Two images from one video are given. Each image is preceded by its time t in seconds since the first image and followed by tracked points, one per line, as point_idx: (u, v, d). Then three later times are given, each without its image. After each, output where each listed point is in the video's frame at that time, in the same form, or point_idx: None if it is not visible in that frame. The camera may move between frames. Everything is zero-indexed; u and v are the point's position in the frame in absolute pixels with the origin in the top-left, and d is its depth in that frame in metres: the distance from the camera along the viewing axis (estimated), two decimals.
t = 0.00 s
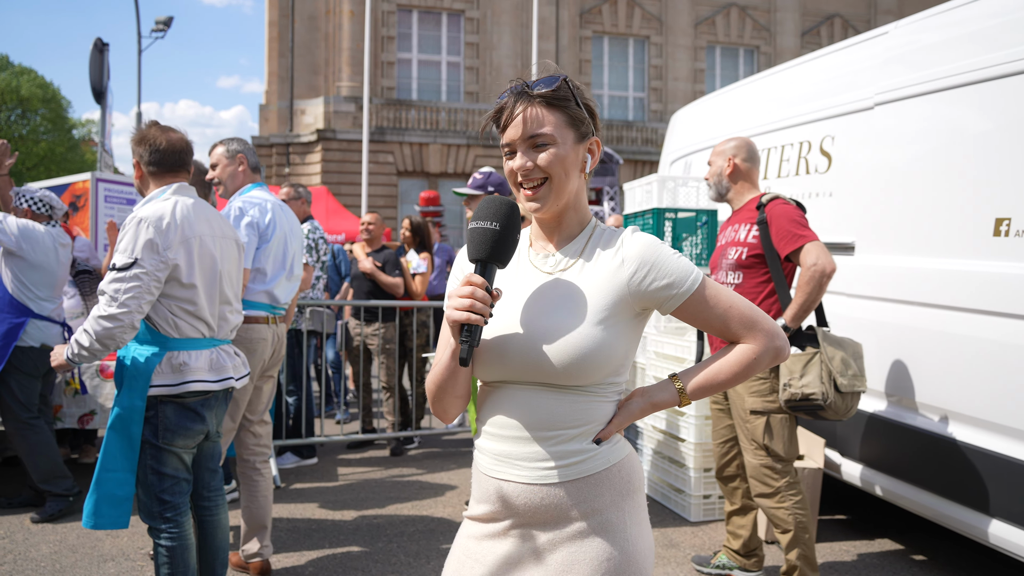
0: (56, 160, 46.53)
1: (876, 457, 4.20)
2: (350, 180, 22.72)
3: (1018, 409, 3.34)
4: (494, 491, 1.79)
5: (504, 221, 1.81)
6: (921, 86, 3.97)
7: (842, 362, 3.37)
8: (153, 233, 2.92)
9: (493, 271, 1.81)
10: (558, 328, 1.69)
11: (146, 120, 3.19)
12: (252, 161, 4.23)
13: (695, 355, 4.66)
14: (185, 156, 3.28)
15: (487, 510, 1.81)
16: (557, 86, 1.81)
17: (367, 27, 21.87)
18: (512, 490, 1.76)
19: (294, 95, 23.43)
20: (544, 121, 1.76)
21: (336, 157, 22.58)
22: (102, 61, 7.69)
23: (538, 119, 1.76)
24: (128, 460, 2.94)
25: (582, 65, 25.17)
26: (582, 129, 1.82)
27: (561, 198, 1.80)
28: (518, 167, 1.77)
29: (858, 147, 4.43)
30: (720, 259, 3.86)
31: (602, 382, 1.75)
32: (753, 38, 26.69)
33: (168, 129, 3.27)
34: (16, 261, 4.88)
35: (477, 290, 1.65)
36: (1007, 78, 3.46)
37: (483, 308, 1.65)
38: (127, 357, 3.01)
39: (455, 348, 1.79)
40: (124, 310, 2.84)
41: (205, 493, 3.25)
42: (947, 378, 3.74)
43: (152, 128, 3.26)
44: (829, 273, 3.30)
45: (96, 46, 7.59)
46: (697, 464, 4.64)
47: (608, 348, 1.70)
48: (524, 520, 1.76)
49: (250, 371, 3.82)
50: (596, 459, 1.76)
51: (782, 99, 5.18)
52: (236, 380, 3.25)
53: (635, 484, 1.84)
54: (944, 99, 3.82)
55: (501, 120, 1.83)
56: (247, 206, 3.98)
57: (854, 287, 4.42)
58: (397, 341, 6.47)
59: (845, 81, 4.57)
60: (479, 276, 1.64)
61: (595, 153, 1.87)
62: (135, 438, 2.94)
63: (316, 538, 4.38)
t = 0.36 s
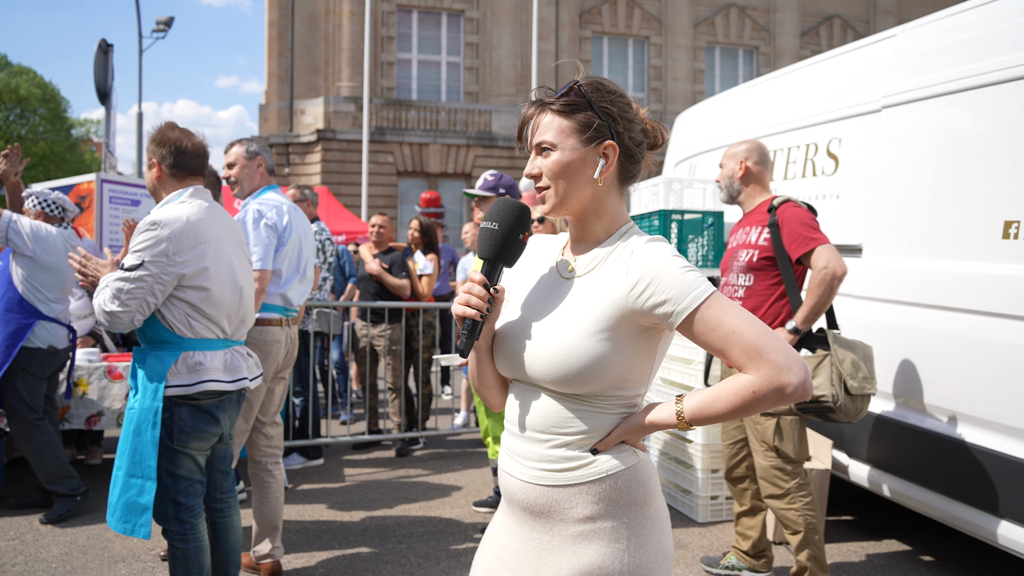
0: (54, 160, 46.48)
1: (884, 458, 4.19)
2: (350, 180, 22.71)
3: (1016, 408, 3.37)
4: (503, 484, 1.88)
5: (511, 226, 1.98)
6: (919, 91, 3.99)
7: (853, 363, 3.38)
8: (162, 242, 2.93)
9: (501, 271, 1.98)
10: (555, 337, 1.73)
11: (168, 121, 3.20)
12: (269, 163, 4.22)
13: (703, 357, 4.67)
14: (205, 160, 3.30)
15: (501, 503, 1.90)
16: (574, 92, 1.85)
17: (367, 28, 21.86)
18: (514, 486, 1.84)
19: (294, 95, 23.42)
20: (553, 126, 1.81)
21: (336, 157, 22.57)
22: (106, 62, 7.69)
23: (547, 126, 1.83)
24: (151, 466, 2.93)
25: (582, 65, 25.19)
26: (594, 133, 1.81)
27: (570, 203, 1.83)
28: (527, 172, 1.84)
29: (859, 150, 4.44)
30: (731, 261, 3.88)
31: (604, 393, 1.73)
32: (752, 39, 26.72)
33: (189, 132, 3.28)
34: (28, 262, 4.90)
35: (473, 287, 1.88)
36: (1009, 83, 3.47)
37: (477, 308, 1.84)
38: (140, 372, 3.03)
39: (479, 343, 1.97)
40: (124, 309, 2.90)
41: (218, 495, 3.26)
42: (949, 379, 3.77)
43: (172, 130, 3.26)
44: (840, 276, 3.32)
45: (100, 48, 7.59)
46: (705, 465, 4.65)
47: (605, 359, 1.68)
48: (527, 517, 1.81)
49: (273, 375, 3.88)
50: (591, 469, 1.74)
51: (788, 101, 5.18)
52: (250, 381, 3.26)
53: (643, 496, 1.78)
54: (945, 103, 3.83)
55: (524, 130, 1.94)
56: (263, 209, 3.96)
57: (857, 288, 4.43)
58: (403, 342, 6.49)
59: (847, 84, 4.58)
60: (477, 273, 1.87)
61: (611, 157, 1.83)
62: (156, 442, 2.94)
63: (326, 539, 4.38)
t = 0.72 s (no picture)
0: (52, 160, 46.45)
1: (886, 458, 4.15)
2: (349, 181, 22.72)
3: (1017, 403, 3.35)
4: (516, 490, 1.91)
5: (521, 229, 2.02)
6: (915, 95, 4.02)
7: (860, 365, 3.40)
8: (173, 245, 2.95)
9: (510, 273, 2.02)
10: (564, 340, 1.75)
11: (178, 123, 3.18)
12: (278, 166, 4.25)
13: (706, 358, 4.70)
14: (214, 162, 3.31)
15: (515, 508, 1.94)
16: (588, 98, 1.86)
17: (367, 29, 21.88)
18: (527, 490, 1.86)
19: (293, 96, 23.44)
20: (566, 132, 1.83)
21: (335, 158, 22.58)
22: (108, 64, 7.70)
23: (560, 131, 1.84)
24: (136, 469, 2.94)
25: (580, 66, 25.22)
26: (607, 140, 1.83)
27: (580, 209, 1.85)
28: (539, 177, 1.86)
29: (858, 153, 4.46)
30: (738, 262, 3.90)
31: (614, 396, 1.75)
32: (751, 39, 26.76)
33: (198, 135, 3.29)
34: (37, 265, 4.91)
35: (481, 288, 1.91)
36: (1004, 87, 3.48)
37: (486, 309, 1.87)
38: (146, 372, 3.05)
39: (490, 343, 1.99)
40: (134, 309, 2.92)
41: (225, 495, 3.27)
42: (947, 377, 3.77)
43: (180, 132, 3.27)
44: (848, 278, 3.36)
45: (102, 49, 7.60)
46: (707, 465, 4.68)
47: (613, 363, 1.70)
48: (542, 521, 1.83)
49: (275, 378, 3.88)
50: (603, 473, 1.76)
51: (790, 103, 5.19)
52: (258, 381, 3.29)
53: (655, 500, 1.81)
54: (941, 106, 3.85)
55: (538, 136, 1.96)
56: (272, 211, 3.98)
57: (855, 289, 4.46)
58: (406, 343, 6.51)
59: (846, 87, 4.61)
60: (487, 274, 1.90)
61: (623, 164, 1.84)
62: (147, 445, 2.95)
63: (330, 540, 4.41)
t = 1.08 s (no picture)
0: (31, 159, 45.86)
1: (869, 458, 4.21)
2: (333, 182, 22.64)
3: (1012, 402, 3.34)
4: (524, 500, 1.84)
5: (536, 228, 1.90)
6: (911, 97, 4.00)
7: (851, 365, 3.46)
8: (168, 248, 2.95)
9: (524, 274, 1.90)
10: (598, 342, 1.76)
11: (168, 126, 3.18)
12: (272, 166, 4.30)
13: (693, 359, 4.75)
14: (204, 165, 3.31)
15: (517, 521, 1.85)
16: (601, 107, 1.90)
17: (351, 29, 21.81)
18: (543, 498, 1.81)
19: (277, 96, 23.32)
20: (581, 138, 1.84)
21: (319, 158, 22.47)
22: (92, 64, 7.63)
23: (575, 135, 1.85)
24: (127, 471, 2.94)
25: (565, 67, 25.29)
26: (619, 150, 1.88)
27: (589, 215, 1.87)
28: (551, 179, 1.86)
29: (851, 156, 4.46)
30: (729, 264, 3.95)
31: (634, 397, 1.81)
32: (734, 41, 26.95)
33: (188, 137, 3.28)
34: (25, 265, 4.84)
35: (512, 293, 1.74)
36: (1003, 90, 3.45)
37: (518, 310, 1.72)
38: (138, 374, 3.05)
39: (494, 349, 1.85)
40: (130, 312, 2.90)
41: (215, 498, 3.27)
42: (928, 378, 3.83)
43: (170, 135, 3.26)
44: (839, 280, 3.40)
45: (86, 49, 7.53)
46: (694, 465, 4.72)
47: (645, 363, 1.76)
48: (560, 527, 1.80)
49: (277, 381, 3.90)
50: (626, 472, 1.81)
51: (774, 107, 5.24)
52: (248, 384, 3.29)
53: (661, 496, 1.89)
54: (936, 110, 3.84)
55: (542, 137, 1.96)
56: (278, 214, 3.94)
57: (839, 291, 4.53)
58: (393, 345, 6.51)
59: (839, 89, 4.59)
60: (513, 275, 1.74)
61: (630, 176, 1.91)
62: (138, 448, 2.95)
63: (319, 542, 4.41)
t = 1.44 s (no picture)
0: None
1: (838, 455, 4.27)
2: (301, 180, 22.38)
3: (1013, 412, 3.24)
4: (537, 502, 1.77)
5: (566, 221, 1.74)
6: (903, 95, 3.92)
7: (824, 364, 3.50)
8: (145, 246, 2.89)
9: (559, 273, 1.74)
10: (616, 338, 1.79)
11: (144, 125, 3.13)
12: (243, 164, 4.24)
13: (666, 359, 4.78)
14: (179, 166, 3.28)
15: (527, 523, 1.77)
16: (571, 107, 1.91)
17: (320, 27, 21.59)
18: (559, 496, 1.77)
19: (243, 94, 23.01)
20: (565, 135, 1.83)
21: (287, 157, 22.18)
22: (56, 60, 7.43)
23: (559, 132, 1.83)
24: (98, 473, 2.88)
25: (534, 67, 25.34)
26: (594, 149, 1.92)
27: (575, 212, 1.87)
28: (543, 177, 1.82)
29: (836, 155, 4.39)
30: (705, 264, 3.98)
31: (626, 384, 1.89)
32: (701, 43, 27.25)
33: (162, 137, 3.24)
34: None
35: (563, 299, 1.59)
36: (1003, 87, 3.37)
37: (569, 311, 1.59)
38: (111, 375, 2.99)
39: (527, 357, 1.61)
40: (104, 312, 2.83)
41: (188, 499, 3.20)
42: (895, 375, 3.91)
43: (144, 135, 3.21)
44: (813, 280, 3.45)
45: (50, 45, 7.33)
46: (667, 463, 4.76)
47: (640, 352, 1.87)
48: (573, 521, 1.78)
49: (260, 380, 3.93)
50: (623, 456, 1.88)
51: (744, 110, 5.31)
52: (223, 385, 3.24)
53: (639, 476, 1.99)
54: (929, 108, 3.77)
55: (519, 133, 1.88)
56: (264, 216, 3.92)
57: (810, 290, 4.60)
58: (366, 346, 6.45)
59: (817, 89, 4.59)
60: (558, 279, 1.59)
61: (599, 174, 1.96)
62: (110, 450, 2.88)
63: (293, 543, 4.36)
